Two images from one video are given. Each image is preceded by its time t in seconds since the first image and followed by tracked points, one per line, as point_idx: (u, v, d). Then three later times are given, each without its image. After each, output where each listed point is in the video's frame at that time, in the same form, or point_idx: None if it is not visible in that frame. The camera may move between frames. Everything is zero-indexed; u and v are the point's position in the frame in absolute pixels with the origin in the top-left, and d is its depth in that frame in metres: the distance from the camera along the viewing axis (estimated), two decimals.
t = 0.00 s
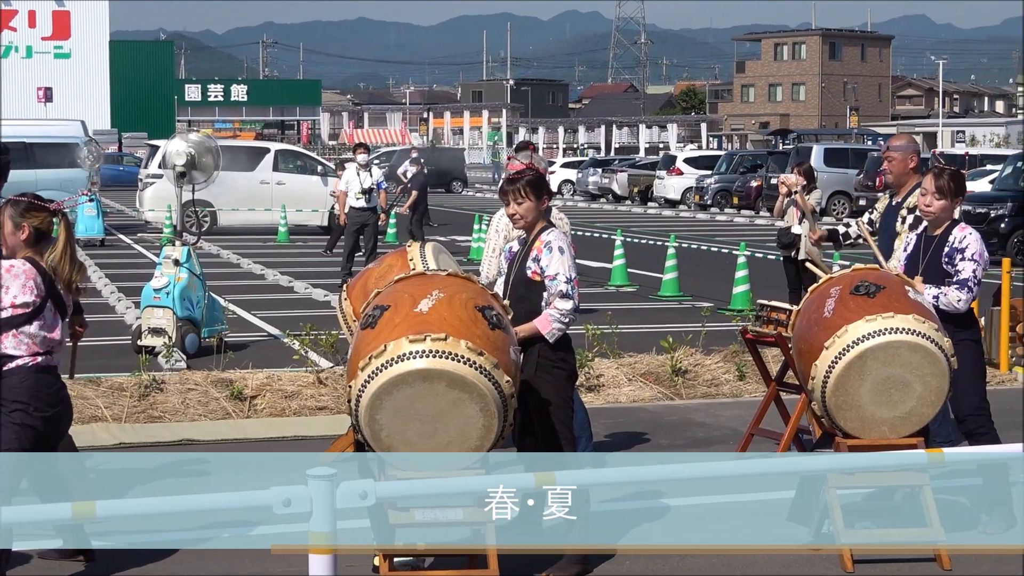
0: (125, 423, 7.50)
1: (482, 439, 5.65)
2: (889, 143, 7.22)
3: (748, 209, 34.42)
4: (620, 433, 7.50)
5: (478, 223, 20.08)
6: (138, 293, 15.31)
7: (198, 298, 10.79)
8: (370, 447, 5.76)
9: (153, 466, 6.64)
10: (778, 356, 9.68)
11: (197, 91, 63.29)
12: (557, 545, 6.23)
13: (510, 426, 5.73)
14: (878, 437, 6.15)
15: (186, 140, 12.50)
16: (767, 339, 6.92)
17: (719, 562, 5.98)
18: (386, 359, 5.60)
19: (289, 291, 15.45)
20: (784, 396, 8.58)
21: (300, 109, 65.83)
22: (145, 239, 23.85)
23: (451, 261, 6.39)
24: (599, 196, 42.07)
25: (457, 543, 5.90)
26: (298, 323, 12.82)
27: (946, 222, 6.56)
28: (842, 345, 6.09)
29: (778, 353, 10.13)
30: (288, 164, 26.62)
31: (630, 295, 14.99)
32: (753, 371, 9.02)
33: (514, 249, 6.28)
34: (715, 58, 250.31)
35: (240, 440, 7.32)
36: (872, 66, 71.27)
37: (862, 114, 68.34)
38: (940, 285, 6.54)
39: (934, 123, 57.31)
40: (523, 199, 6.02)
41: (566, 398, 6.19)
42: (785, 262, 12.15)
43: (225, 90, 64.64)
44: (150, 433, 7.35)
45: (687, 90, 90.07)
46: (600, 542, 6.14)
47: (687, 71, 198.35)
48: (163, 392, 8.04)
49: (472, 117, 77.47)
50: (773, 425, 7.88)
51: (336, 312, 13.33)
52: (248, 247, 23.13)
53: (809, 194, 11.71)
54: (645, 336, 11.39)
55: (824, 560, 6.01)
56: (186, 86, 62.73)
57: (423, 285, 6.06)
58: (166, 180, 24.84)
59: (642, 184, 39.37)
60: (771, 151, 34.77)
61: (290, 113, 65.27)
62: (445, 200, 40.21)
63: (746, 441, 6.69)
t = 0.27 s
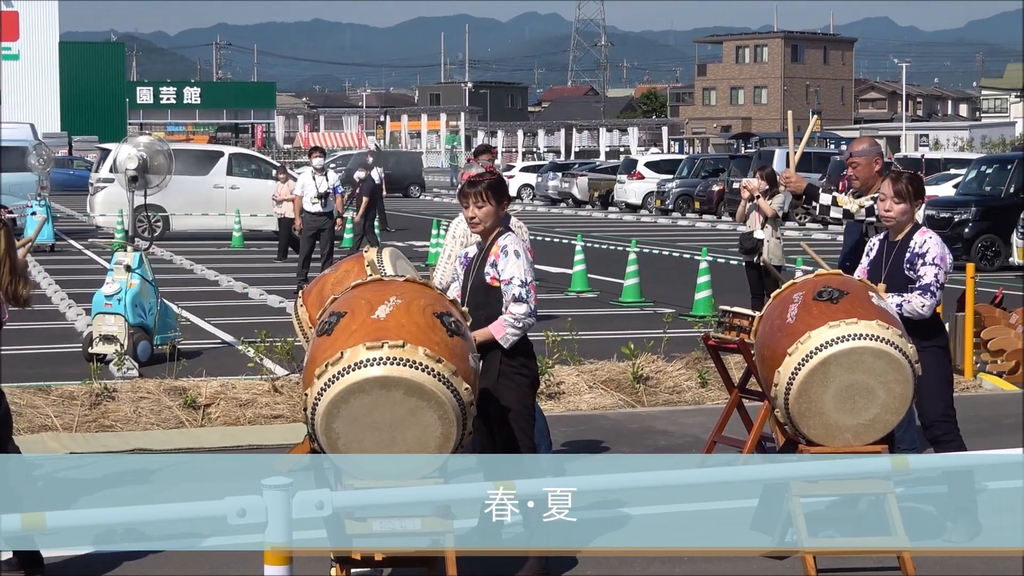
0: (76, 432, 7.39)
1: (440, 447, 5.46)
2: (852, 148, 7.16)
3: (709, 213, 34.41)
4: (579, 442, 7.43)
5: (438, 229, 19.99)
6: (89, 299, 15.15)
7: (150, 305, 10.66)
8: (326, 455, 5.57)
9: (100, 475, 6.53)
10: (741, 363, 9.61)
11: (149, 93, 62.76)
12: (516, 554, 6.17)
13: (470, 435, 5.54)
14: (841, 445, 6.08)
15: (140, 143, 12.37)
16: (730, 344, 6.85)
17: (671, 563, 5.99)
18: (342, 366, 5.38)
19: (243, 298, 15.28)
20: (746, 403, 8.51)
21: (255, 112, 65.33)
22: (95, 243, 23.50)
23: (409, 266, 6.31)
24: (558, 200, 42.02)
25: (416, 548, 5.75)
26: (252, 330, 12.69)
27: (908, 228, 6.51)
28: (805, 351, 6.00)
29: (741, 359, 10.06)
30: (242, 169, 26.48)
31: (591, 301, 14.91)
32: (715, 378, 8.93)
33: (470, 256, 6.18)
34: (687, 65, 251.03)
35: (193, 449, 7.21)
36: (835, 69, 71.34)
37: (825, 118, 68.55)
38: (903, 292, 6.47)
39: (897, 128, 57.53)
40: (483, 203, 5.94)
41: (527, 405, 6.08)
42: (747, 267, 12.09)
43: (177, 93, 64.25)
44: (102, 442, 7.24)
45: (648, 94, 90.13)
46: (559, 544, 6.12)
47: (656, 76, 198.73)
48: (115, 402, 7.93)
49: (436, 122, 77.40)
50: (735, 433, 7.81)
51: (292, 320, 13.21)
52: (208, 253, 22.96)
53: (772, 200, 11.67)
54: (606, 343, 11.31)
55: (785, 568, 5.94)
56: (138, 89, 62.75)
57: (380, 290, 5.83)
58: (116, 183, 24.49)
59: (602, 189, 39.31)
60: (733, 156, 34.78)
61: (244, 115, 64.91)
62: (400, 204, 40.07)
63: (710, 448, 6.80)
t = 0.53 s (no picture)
0: (40, 441, 7.28)
1: (411, 454, 5.33)
2: (826, 152, 7.09)
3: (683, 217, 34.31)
4: (551, 449, 7.33)
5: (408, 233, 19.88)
6: (53, 304, 14.96)
7: (115, 310, 10.58)
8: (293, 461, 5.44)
9: (50, 483, 6.54)
10: (716, 368, 9.53)
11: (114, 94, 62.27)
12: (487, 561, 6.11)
13: (442, 442, 5.41)
14: (819, 451, 5.99)
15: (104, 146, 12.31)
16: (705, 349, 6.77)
17: (643, 565, 5.93)
18: (311, 372, 5.24)
19: (210, 303, 15.13)
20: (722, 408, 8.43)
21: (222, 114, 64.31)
22: (59, 248, 23.23)
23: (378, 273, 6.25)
24: (530, 203, 41.90)
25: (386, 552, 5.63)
26: (219, 336, 12.55)
27: (882, 233, 6.48)
28: (782, 356, 5.91)
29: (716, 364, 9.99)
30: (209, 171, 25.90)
31: (566, 306, 14.82)
32: (691, 384, 8.85)
33: (434, 266, 6.06)
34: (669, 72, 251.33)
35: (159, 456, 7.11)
36: (811, 70, 71.59)
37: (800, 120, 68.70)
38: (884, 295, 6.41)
39: (873, 130, 57.52)
40: (449, 210, 5.84)
41: (502, 411, 5.96)
42: (723, 271, 12.00)
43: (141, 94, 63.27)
44: (67, 450, 7.13)
45: (622, 95, 90.09)
46: (549, 546, 6.13)
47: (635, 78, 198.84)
48: (79, 408, 7.82)
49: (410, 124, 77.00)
50: (711, 439, 7.75)
51: (260, 324, 13.07)
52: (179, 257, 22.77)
53: (747, 204, 11.59)
54: (580, 348, 11.22)
55: None
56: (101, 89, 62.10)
57: (350, 295, 5.69)
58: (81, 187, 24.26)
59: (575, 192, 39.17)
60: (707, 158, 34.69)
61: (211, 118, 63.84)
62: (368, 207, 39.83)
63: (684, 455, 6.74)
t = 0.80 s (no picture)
0: (24, 446, 7.18)
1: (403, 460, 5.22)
2: (822, 151, 7.05)
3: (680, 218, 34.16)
4: (545, 454, 7.23)
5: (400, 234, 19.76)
6: (37, 307, 14.82)
7: (101, 313, 10.45)
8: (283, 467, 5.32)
9: (37, 490, 6.43)
10: (713, 372, 9.42)
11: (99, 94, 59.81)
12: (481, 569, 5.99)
13: (435, 447, 5.29)
14: (818, 456, 5.87)
15: (88, 147, 12.23)
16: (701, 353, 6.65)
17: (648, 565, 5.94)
18: (301, 376, 5.12)
19: (198, 306, 14.98)
20: (719, 414, 8.31)
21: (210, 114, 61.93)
22: (42, 249, 23.03)
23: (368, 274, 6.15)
24: (523, 204, 41.77)
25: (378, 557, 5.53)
26: (207, 339, 12.42)
27: (879, 233, 6.33)
28: (780, 360, 5.80)
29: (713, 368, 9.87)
30: (195, 171, 25.69)
31: (561, 309, 14.70)
32: (687, 389, 8.72)
33: (427, 268, 5.93)
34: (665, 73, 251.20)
35: (146, 462, 7.01)
36: (808, 69, 71.99)
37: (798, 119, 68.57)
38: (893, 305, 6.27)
39: (873, 130, 57.35)
40: (439, 212, 5.71)
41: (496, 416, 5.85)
42: (720, 273, 11.91)
43: (127, 92, 60.88)
44: (51, 455, 7.04)
45: (616, 95, 89.93)
46: (549, 548, 6.09)
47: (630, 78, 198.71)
48: (64, 413, 7.71)
49: (403, 123, 76.72)
50: (708, 444, 7.64)
51: (249, 328, 12.95)
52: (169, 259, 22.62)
53: (744, 204, 11.47)
54: (574, 352, 11.10)
55: None
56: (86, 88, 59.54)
57: (340, 297, 5.56)
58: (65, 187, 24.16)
59: (569, 193, 39.01)
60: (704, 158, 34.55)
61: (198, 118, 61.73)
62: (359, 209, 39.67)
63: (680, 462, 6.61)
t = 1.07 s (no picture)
0: (15, 451, 7.04)
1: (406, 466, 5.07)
2: (838, 148, 6.91)
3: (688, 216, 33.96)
4: (550, 459, 7.09)
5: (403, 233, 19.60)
6: (30, 308, 14.67)
7: (94, 315, 10.31)
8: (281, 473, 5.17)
9: (31, 496, 6.29)
10: (722, 376, 9.27)
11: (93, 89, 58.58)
12: None
13: (436, 451, 5.14)
14: (830, 460, 5.72)
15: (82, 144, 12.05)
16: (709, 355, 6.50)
17: (665, 566, 5.88)
18: (299, 380, 4.97)
19: (195, 306, 14.83)
20: (729, 418, 8.16)
21: (204, 110, 62.20)
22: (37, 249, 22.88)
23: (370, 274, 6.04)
24: (528, 203, 41.60)
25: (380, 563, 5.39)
26: (203, 341, 12.28)
27: (895, 236, 6.18)
28: (791, 362, 5.64)
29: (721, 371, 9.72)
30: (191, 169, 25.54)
31: (565, 310, 14.55)
32: (696, 392, 8.56)
33: (433, 270, 5.81)
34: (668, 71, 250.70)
35: (142, 467, 6.86)
36: (820, 64, 71.63)
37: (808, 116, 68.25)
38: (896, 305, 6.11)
39: (885, 126, 57.03)
40: (447, 211, 5.56)
41: (499, 420, 5.70)
42: (730, 274, 11.74)
43: (121, 89, 59.64)
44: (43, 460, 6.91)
45: (622, 92, 89.66)
46: (566, 549, 6.02)
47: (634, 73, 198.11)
48: (57, 418, 7.57)
49: (405, 120, 76.45)
50: (717, 449, 7.50)
51: (247, 330, 12.79)
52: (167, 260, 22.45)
53: (754, 203, 11.31)
54: (579, 354, 10.96)
55: None
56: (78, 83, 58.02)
57: (338, 298, 5.40)
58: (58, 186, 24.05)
59: (574, 191, 38.80)
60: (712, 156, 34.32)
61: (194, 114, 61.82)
62: (361, 207, 39.48)
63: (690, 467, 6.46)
